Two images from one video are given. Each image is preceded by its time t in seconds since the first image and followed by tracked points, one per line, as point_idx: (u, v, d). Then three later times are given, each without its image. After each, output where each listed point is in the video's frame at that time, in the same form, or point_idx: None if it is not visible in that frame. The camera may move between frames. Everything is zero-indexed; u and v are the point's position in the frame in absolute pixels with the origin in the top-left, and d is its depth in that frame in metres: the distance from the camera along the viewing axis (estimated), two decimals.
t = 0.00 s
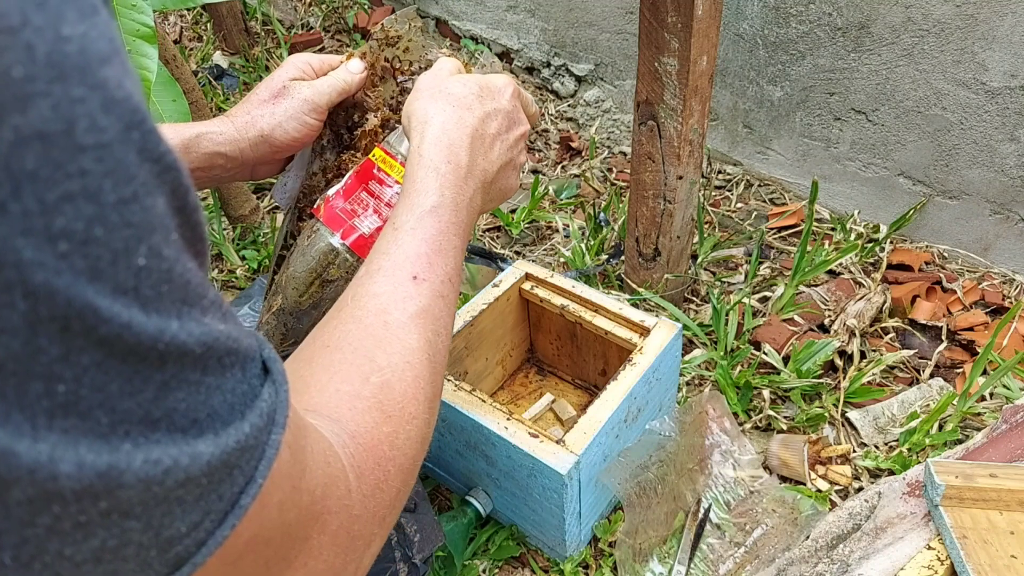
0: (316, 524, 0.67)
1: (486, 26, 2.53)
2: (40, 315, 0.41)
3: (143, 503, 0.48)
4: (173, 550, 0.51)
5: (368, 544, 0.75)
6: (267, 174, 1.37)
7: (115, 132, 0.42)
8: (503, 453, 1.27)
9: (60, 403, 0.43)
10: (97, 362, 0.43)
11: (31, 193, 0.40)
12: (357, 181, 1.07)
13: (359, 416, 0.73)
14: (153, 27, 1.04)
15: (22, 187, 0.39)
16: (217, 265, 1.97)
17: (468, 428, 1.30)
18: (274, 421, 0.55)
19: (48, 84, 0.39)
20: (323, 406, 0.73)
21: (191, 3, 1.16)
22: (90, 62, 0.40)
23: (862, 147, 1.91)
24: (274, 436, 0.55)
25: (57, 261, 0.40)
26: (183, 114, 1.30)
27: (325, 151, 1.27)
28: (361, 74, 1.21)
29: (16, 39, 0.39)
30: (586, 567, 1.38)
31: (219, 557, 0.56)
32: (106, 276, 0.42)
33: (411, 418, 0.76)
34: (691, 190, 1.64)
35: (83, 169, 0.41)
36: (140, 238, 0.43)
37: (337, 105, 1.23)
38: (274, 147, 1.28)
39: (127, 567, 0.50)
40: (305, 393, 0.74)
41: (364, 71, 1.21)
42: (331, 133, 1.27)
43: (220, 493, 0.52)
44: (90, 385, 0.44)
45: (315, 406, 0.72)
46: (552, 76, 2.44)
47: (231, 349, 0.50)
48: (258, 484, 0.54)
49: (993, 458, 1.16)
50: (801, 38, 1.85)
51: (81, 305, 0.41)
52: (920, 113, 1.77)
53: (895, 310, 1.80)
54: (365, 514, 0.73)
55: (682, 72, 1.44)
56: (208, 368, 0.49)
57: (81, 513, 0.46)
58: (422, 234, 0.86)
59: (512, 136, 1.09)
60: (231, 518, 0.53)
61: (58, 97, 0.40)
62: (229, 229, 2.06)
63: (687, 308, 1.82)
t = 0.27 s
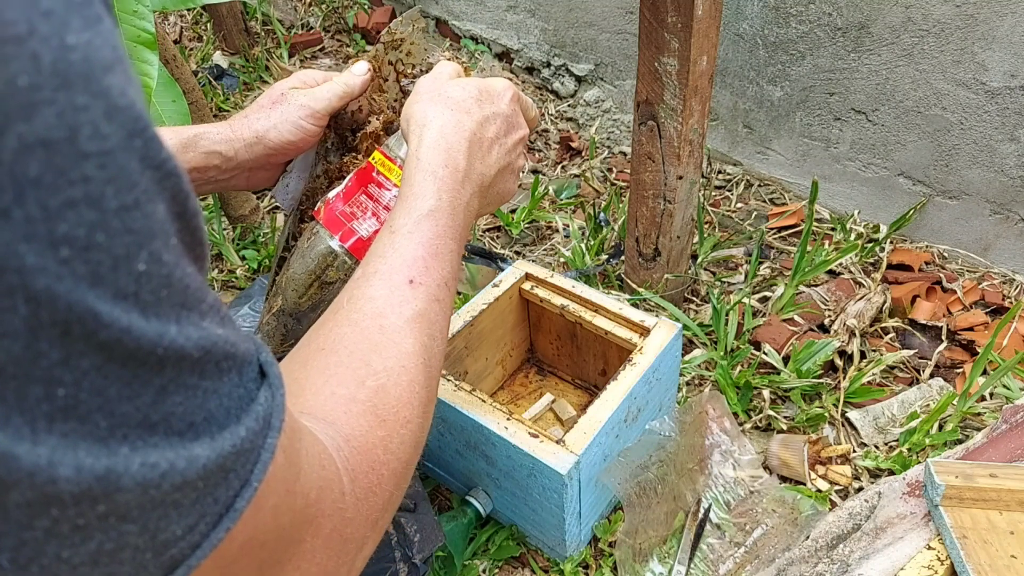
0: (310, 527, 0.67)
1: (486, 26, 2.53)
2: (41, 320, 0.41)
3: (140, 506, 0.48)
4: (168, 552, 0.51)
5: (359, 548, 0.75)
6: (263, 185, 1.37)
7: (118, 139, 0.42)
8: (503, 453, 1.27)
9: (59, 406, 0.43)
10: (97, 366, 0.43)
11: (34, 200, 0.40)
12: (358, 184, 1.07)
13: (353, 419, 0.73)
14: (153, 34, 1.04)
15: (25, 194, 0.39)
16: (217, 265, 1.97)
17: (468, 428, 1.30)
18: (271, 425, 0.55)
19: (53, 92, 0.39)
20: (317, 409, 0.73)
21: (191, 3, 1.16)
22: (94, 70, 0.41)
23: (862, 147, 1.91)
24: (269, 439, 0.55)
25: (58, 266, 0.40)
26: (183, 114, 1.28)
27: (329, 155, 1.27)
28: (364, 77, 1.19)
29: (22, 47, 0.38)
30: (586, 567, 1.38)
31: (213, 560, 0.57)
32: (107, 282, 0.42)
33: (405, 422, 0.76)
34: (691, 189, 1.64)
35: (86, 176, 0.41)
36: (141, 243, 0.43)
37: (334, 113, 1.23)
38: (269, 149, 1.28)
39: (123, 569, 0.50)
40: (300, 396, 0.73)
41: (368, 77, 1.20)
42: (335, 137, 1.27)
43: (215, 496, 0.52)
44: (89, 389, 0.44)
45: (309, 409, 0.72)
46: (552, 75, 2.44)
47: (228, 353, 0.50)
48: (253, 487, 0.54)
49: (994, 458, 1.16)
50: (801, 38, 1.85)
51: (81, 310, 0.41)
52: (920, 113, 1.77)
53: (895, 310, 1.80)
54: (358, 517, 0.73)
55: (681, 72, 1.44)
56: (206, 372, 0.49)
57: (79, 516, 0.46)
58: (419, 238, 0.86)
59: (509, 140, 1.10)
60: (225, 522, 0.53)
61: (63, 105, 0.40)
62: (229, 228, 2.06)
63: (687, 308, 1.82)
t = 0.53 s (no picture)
0: (318, 527, 0.67)
1: (486, 26, 2.53)
2: (48, 312, 0.41)
3: (146, 501, 0.48)
4: (175, 548, 0.51)
5: (368, 552, 0.75)
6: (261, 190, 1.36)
7: (124, 134, 0.41)
8: (503, 453, 1.27)
9: (66, 399, 0.43)
10: (103, 359, 0.43)
11: (41, 193, 0.40)
12: (368, 203, 1.08)
13: (370, 423, 0.73)
14: (156, 36, 1.04)
15: (32, 186, 0.39)
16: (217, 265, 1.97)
17: (468, 428, 1.30)
18: (278, 423, 0.55)
19: (59, 86, 0.39)
20: (336, 411, 0.73)
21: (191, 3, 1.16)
22: (100, 65, 0.40)
23: (862, 148, 1.91)
24: (278, 437, 0.55)
25: (65, 259, 0.40)
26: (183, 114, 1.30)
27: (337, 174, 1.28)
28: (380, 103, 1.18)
29: (29, 42, 0.38)
30: (586, 567, 1.38)
31: (219, 557, 0.56)
32: (114, 275, 0.42)
33: (422, 430, 0.76)
34: (691, 189, 1.64)
35: (93, 170, 0.41)
36: (147, 238, 0.43)
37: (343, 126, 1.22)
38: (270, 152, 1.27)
39: (129, 565, 0.50)
40: (320, 397, 0.73)
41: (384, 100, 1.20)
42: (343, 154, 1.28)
43: (223, 493, 0.52)
44: (95, 382, 0.44)
45: (328, 412, 0.72)
46: (552, 76, 2.44)
47: (236, 349, 0.50)
48: (261, 485, 0.54)
49: (994, 458, 1.16)
50: (801, 38, 1.85)
51: (88, 303, 0.41)
52: (920, 113, 1.77)
53: (895, 310, 1.80)
54: (368, 518, 0.72)
55: (682, 72, 1.44)
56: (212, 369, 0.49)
57: (84, 510, 0.46)
58: (447, 253, 0.87)
59: (533, 173, 1.12)
60: (232, 519, 0.53)
61: (69, 100, 0.40)
62: (228, 229, 2.06)
63: (687, 308, 1.82)
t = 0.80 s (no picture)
0: (321, 532, 0.66)
1: (486, 26, 2.53)
2: (44, 307, 0.41)
3: (143, 501, 0.48)
4: (173, 551, 0.51)
5: (371, 560, 0.74)
6: (272, 212, 1.39)
7: (124, 127, 0.42)
8: (503, 453, 1.27)
9: (63, 396, 0.43)
10: (101, 356, 0.43)
11: (38, 184, 0.40)
12: (371, 207, 1.09)
13: (371, 428, 0.74)
14: (168, 45, 1.04)
15: (28, 177, 0.39)
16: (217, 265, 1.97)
17: (468, 428, 1.30)
18: (280, 426, 0.55)
19: (57, 76, 0.39)
20: (337, 416, 0.73)
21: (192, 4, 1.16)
22: (99, 57, 0.40)
23: (862, 148, 1.91)
24: (279, 440, 0.55)
25: (62, 252, 0.40)
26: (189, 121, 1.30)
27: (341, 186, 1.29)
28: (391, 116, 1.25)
29: (27, 31, 0.39)
30: (586, 567, 1.38)
31: (218, 561, 0.56)
32: (112, 270, 0.42)
33: (424, 435, 0.77)
34: (691, 189, 1.64)
35: (90, 162, 0.41)
36: (146, 233, 0.43)
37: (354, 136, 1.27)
38: (284, 167, 1.31)
39: (126, 566, 0.49)
40: (321, 402, 0.74)
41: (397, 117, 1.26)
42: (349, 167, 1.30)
43: (222, 496, 0.52)
44: (92, 379, 0.44)
45: (330, 417, 0.72)
46: (552, 76, 2.44)
47: (238, 351, 0.50)
48: (262, 488, 0.54)
49: (994, 458, 1.16)
50: (801, 38, 1.85)
51: (85, 298, 0.41)
52: (920, 113, 1.77)
53: (895, 310, 1.80)
54: (371, 526, 0.72)
55: (681, 72, 1.44)
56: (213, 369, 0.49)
57: (79, 509, 0.46)
58: (449, 259, 0.88)
59: (534, 179, 1.12)
60: (232, 522, 0.53)
61: (67, 90, 0.40)
62: (228, 229, 2.06)
63: (687, 308, 1.82)
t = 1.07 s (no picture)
0: (322, 544, 0.67)
1: (486, 26, 2.53)
2: (43, 303, 0.41)
3: (141, 508, 0.48)
4: (170, 559, 0.51)
5: (375, 570, 0.75)
6: (271, 208, 1.43)
7: (126, 122, 0.41)
8: (503, 453, 1.27)
9: (61, 396, 0.43)
10: (101, 356, 0.43)
11: (37, 177, 0.40)
12: (370, 207, 1.07)
13: (377, 439, 0.74)
14: (164, 35, 1.04)
15: (28, 169, 0.39)
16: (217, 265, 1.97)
17: (468, 428, 1.30)
18: (283, 434, 0.55)
19: (59, 68, 0.39)
20: (343, 427, 0.73)
21: (192, 3, 1.16)
22: (103, 51, 0.40)
23: (862, 147, 1.91)
24: (281, 448, 0.55)
25: (62, 247, 0.40)
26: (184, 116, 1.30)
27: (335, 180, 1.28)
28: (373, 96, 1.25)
29: (30, 23, 0.39)
30: (586, 567, 1.38)
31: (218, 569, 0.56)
32: (111, 266, 0.42)
33: (430, 446, 0.77)
34: (691, 189, 1.64)
35: (90, 156, 0.40)
36: (147, 231, 0.43)
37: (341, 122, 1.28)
38: (276, 162, 1.34)
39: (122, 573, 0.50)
40: (328, 411, 0.74)
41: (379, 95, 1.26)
42: (341, 155, 1.29)
43: (222, 504, 0.52)
44: (91, 379, 0.44)
45: (336, 428, 0.72)
46: (552, 76, 2.44)
47: (242, 355, 0.50)
48: (263, 496, 0.54)
49: (994, 458, 1.16)
50: (801, 38, 1.85)
51: (85, 295, 0.41)
52: (920, 113, 1.77)
53: (895, 310, 1.80)
54: (375, 537, 0.73)
55: (682, 72, 1.44)
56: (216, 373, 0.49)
57: (76, 514, 0.46)
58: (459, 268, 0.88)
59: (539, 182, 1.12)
60: (232, 531, 0.53)
61: (69, 83, 0.40)
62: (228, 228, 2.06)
63: (687, 308, 1.82)
